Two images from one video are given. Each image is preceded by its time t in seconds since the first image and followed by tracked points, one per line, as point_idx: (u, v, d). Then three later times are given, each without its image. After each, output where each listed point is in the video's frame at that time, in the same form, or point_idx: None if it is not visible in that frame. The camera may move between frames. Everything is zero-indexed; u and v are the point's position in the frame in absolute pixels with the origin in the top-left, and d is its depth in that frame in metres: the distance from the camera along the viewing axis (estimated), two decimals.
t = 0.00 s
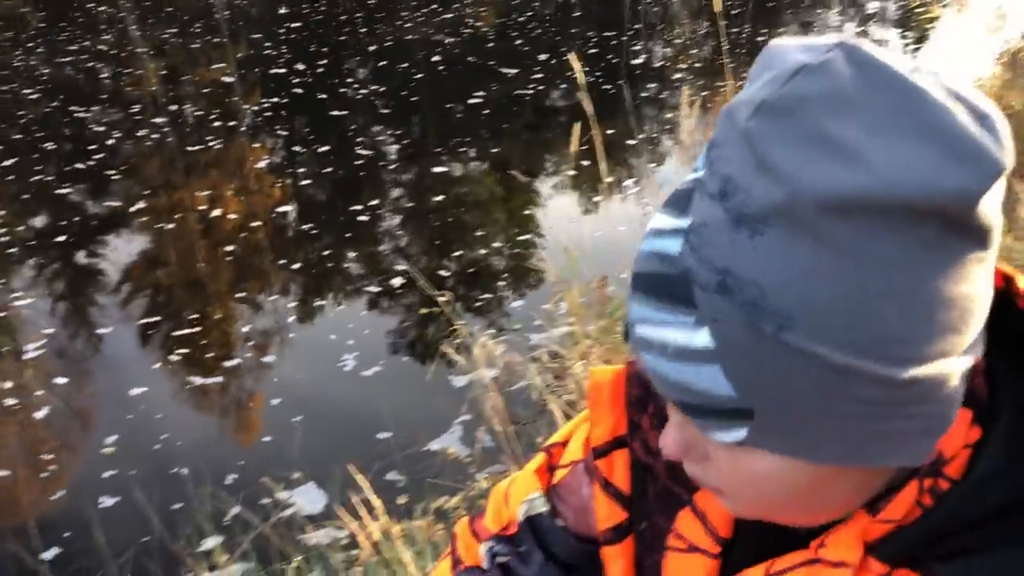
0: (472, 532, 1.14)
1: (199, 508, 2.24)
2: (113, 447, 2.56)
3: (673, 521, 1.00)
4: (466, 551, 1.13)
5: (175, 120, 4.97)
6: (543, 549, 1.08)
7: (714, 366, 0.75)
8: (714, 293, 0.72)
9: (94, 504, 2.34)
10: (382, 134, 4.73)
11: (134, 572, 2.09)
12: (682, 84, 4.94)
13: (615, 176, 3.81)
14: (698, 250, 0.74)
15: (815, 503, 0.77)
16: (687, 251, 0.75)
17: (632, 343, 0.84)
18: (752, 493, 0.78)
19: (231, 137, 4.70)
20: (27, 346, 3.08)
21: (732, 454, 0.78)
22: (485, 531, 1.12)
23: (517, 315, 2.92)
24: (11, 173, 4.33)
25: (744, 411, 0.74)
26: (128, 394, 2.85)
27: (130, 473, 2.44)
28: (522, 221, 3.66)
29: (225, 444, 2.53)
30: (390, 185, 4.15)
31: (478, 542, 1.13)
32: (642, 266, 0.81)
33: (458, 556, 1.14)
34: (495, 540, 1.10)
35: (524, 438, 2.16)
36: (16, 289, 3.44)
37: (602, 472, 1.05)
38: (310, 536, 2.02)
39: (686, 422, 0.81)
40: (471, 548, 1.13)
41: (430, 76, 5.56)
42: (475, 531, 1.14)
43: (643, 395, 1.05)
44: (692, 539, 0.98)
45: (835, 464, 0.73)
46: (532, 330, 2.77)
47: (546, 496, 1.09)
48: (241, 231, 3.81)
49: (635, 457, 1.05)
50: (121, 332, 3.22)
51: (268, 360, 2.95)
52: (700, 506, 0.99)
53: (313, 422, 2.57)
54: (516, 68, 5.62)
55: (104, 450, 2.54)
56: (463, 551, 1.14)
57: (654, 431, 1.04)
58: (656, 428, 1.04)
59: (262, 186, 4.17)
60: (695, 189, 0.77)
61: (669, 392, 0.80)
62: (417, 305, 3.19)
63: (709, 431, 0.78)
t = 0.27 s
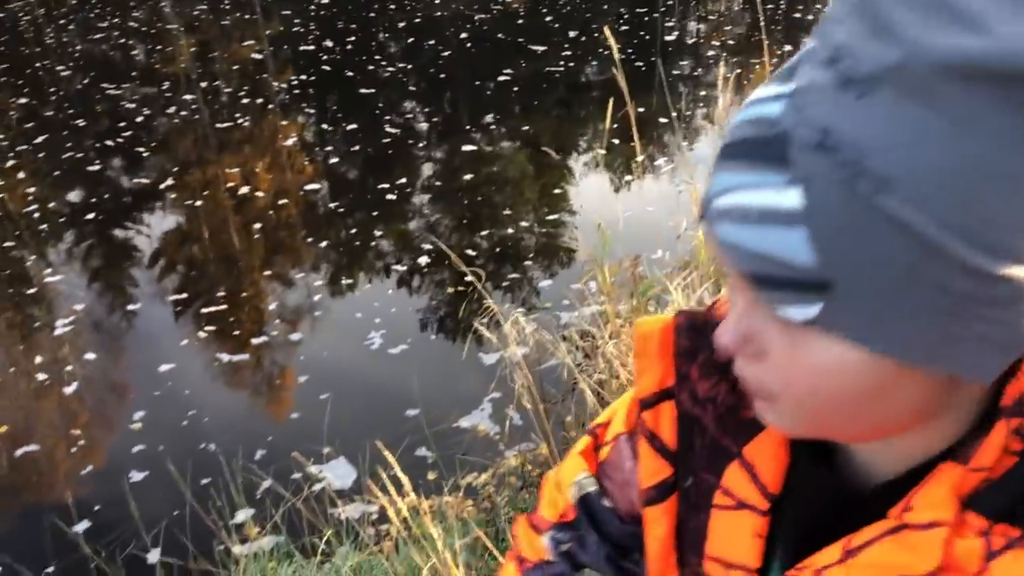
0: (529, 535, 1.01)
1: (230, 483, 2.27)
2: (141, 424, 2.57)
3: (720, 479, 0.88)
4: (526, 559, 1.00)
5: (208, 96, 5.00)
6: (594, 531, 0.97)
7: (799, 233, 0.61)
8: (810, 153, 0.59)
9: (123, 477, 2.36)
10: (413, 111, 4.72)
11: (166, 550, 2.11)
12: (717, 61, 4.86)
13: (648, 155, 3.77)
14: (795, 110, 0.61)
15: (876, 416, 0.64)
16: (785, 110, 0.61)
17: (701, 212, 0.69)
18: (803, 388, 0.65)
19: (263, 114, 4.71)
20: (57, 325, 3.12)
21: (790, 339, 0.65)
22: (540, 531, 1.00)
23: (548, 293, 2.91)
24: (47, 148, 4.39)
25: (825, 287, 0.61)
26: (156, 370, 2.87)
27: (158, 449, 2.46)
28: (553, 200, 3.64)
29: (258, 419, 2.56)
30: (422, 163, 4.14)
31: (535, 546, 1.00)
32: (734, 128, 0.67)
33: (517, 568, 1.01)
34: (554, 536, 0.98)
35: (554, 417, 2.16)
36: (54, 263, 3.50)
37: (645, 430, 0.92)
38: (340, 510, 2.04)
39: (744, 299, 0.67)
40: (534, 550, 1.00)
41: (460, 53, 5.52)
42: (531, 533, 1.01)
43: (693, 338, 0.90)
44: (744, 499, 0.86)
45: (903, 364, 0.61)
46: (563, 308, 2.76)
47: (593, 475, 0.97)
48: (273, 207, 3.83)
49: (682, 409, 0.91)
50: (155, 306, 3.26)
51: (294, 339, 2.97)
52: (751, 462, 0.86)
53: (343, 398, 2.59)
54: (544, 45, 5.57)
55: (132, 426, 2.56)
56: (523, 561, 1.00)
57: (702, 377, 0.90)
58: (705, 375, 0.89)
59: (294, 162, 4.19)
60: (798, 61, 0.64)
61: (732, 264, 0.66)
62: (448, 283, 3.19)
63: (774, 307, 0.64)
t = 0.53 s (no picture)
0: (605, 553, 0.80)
1: (252, 463, 2.28)
2: (156, 408, 2.58)
3: (791, 418, 0.67)
4: None
5: (230, 79, 5.01)
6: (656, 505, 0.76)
7: (976, 121, 0.45)
8: (999, 36, 0.45)
9: (140, 461, 2.36)
10: (434, 95, 4.70)
11: (190, 533, 2.11)
12: (739, 45, 4.80)
13: (671, 138, 3.73)
14: None
15: None
16: None
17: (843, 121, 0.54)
18: (942, 305, 0.46)
19: (283, 98, 4.71)
20: (74, 309, 3.12)
21: (939, 239, 0.46)
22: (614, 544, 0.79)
23: (568, 278, 2.90)
24: (71, 131, 4.42)
25: (1000, 182, 0.45)
26: (172, 355, 2.86)
27: (175, 433, 2.47)
28: (575, 183, 3.62)
29: (279, 401, 2.57)
30: (442, 147, 4.12)
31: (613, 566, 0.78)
32: (899, 22, 0.52)
33: None
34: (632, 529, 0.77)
35: (574, 401, 2.15)
36: (79, 245, 3.52)
37: (717, 363, 0.71)
38: (360, 492, 2.06)
39: (882, 190, 0.49)
40: None
41: (478, 36, 5.48)
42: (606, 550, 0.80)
43: (781, 263, 0.71)
44: (815, 447, 0.65)
45: None
46: (585, 292, 2.75)
47: (654, 432, 0.77)
48: (295, 190, 3.83)
49: (759, 343, 0.70)
50: (176, 289, 3.27)
51: (309, 323, 2.97)
52: (825, 404, 0.66)
53: (362, 381, 2.59)
54: (562, 29, 5.53)
55: (148, 411, 2.56)
56: None
57: (788, 305, 0.69)
58: (792, 305, 0.69)
59: (316, 146, 4.19)
60: None
61: (878, 153, 0.49)
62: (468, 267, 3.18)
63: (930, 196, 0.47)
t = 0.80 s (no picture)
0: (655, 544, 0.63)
1: (265, 452, 2.29)
2: (165, 399, 2.59)
3: (864, 353, 0.56)
4: None
5: (243, 69, 5.02)
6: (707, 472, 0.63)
7: None
8: None
9: (150, 452, 2.37)
10: (445, 86, 4.69)
11: (203, 521, 2.12)
12: (749, 37, 4.78)
13: (683, 129, 3.72)
14: None
15: None
16: None
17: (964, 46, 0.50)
18: None
19: (294, 89, 4.71)
20: (83, 301, 3.12)
21: None
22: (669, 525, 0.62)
23: (579, 269, 2.89)
24: (84, 122, 4.44)
25: None
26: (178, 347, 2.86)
27: (183, 425, 2.48)
28: (585, 177, 3.60)
29: (291, 391, 2.58)
30: (453, 138, 4.12)
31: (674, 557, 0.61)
32: None
33: None
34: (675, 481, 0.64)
35: (585, 392, 2.16)
36: (93, 236, 3.55)
37: (790, 294, 0.60)
38: (372, 482, 2.07)
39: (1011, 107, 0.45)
40: None
41: (487, 28, 5.46)
42: (657, 537, 0.63)
43: (870, 198, 0.58)
44: (890, 382, 0.54)
45: None
46: (597, 283, 2.75)
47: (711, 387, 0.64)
48: (306, 180, 3.83)
49: (840, 277, 0.57)
50: (188, 279, 3.28)
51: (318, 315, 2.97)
52: (906, 339, 0.54)
53: (374, 372, 2.60)
54: (570, 21, 5.50)
55: (156, 402, 2.57)
56: None
57: (871, 241, 0.56)
58: (875, 241, 0.56)
59: (327, 136, 4.20)
60: None
61: (1011, 70, 0.45)
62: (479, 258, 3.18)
63: None
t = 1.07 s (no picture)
0: (658, 468, 0.69)
1: (268, 449, 2.30)
2: (162, 399, 2.58)
3: (899, 304, 0.59)
4: (670, 497, 0.67)
5: (245, 66, 5.02)
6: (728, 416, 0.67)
7: None
8: None
9: (149, 451, 2.37)
10: (447, 83, 4.69)
11: (207, 518, 2.12)
12: (750, 34, 4.76)
13: (687, 125, 3.72)
14: None
15: None
16: None
17: None
18: None
19: (296, 85, 4.71)
20: (83, 299, 3.12)
21: None
22: (677, 454, 0.68)
23: (581, 267, 2.89)
24: (86, 119, 4.44)
25: None
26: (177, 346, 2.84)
27: (182, 424, 2.48)
28: (588, 172, 3.61)
29: (294, 387, 2.59)
30: (457, 134, 4.12)
31: (677, 478, 0.67)
32: None
33: (665, 536, 0.65)
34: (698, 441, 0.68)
35: (587, 390, 2.16)
36: (97, 232, 3.55)
37: (829, 250, 0.63)
38: (375, 478, 2.07)
39: None
40: (706, 512, 0.65)
41: (486, 26, 5.44)
42: (663, 463, 0.69)
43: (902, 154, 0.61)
44: (925, 329, 0.58)
45: None
46: (599, 280, 2.75)
47: (735, 347, 0.68)
48: (309, 176, 3.83)
49: (874, 234, 0.61)
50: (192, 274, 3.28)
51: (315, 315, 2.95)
52: (938, 288, 0.58)
53: (376, 369, 2.60)
54: (569, 18, 5.48)
55: (154, 401, 2.57)
56: (672, 511, 0.66)
57: (904, 197, 0.60)
58: (909, 197, 0.60)
59: (330, 133, 4.20)
60: None
61: None
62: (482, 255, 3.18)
63: None
